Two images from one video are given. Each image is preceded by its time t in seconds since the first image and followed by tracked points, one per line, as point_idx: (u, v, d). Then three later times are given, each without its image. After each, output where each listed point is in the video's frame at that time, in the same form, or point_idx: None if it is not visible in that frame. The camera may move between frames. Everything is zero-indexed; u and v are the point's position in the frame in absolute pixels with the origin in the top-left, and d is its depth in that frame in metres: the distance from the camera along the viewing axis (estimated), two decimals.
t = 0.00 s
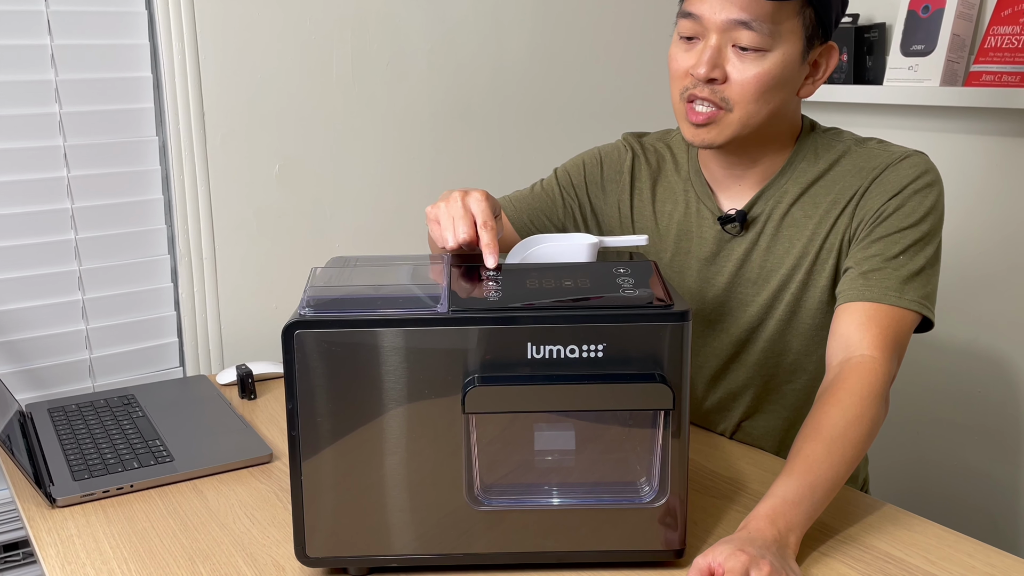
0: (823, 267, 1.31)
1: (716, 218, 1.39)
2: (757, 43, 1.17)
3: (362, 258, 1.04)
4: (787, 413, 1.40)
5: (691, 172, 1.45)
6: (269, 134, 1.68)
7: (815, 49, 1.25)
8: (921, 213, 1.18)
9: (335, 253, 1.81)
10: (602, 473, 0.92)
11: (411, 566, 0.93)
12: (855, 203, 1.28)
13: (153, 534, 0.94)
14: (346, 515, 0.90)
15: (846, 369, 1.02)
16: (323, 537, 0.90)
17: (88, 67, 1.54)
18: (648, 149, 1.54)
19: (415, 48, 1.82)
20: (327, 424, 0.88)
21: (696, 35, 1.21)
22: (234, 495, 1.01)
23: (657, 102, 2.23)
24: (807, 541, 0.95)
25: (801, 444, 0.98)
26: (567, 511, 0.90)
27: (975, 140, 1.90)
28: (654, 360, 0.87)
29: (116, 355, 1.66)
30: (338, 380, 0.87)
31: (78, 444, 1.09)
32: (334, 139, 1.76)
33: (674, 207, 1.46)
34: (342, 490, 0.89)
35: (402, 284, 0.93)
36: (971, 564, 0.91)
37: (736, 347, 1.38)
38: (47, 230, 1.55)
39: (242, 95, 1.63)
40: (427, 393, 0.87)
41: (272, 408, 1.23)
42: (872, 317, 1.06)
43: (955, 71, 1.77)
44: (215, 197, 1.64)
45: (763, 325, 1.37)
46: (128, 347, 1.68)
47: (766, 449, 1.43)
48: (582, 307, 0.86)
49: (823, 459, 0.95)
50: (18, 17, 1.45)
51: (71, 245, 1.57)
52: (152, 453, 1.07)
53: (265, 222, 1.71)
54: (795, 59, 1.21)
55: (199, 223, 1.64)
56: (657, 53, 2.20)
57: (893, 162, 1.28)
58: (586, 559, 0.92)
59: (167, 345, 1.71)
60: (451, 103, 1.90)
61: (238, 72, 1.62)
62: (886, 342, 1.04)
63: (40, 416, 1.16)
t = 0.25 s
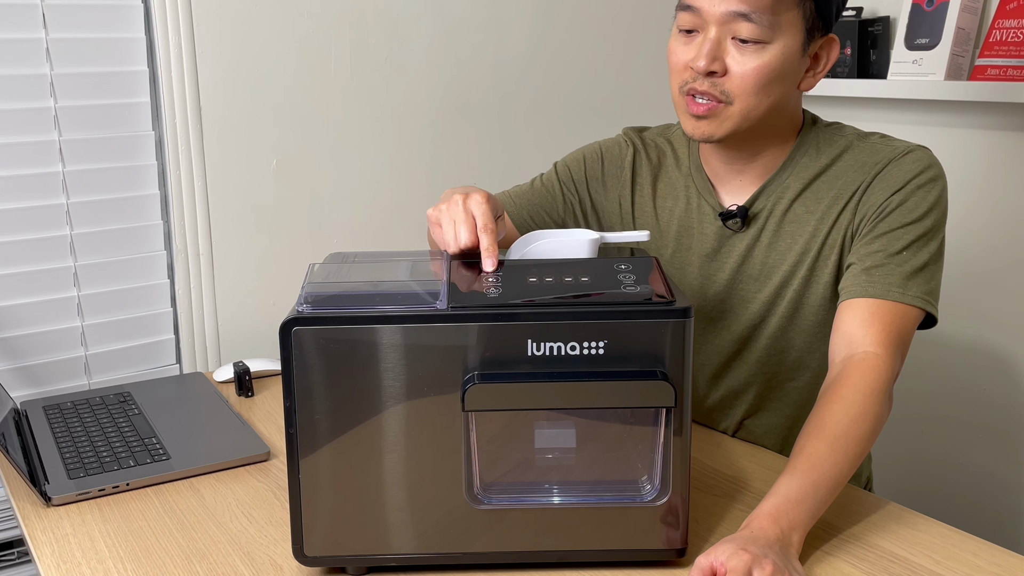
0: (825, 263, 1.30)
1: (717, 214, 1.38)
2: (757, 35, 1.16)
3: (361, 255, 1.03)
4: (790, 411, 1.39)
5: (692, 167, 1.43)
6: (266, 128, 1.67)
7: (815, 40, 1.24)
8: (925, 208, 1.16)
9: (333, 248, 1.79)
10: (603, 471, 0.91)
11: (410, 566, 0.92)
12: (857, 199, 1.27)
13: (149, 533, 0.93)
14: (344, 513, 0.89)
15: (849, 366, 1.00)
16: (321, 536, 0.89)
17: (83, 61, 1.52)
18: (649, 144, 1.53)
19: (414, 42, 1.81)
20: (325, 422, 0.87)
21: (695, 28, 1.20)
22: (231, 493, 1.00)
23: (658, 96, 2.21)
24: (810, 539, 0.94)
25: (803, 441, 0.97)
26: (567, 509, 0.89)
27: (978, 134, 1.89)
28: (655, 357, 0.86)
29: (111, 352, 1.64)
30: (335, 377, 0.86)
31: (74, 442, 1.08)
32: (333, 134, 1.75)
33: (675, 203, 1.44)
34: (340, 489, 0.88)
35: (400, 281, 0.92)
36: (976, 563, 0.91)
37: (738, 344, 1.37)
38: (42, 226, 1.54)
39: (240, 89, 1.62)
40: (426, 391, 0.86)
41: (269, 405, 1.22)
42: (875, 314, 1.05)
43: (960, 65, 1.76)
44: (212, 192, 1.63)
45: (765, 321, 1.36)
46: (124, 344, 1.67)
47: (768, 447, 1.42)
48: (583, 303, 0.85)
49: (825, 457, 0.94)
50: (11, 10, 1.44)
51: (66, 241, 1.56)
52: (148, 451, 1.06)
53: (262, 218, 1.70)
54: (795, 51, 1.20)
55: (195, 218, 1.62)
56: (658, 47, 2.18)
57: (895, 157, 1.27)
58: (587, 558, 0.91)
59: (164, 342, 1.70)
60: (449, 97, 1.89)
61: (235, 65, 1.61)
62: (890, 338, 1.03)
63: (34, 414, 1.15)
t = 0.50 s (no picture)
0: (828, 259, 1.29)
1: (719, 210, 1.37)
2: (757, 26, 1.15)
3: (359, 250, 1.02)
4: (793, 409, 1.38)
5: (693, 162, 1.42)
6: (264, 123, 1.65)
7: (817, 32, 1.23)
8: (929, 204, 1.15)
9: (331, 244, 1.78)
10: (604, 469, 0.90)
11: (409, 566, 0.91)
12: (861, 194, 1.26)
13: (145, 532, 0.92)
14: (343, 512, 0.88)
15: (852, 363, 0.99)
16: (319, 535, 0.88)
17: (78, 55, 1.51)
18: (650, 140, 1.52)
19: (414, 36, 1.80)
20: (323, 420, 0.86)
21: (696, 19, 1.19)
22: (228, 492, 0.99)
23: (658, 91, 2.20)
24: (813, 538, 0.93)
25: (806, 439, 0.96)
26: (568, 508, 0.88)
27: (982, 129, 1.88)
28: (657, 354, 0.85)
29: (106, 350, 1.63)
30: (334, 374, 0.85)
31: (69, 440, 1.07)
32: (332, 129, 1.74)
33: (677, 198, 1.43)
34: (339, 487, 0.87)
35: (399, 277, 0.90)
36: (981, 562, 0.89)
37: (741, 341, 1.36)
38: (37, 221, 1.52)
39: (238, 83, 1.61)
40: (425, 388, 0.85)
41: (266, 403, 1.21)
42: (879, 310, 1.04)
43: (965, 59, 1.75)
44: (209, 188, 1.62)
45: (768, 318, 1.34)
46: (120, 341, 1.66)
47: (771, 445, 1.41)
48: (584, 299, 0.84)
49: (829, 454, 0.93)
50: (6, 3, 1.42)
51: (61, 237, 1.55)
52: (144, 449, 1.05)
53: (259, 214, 1.69)
54: (796, 43, 1.19)
55: (192, 214, 1.61)
56: (659, 42, 2.17)
57: (899, 151, 1.25)
58: (587, 558, 0.90)
59: (160, 339, 1.69)
60: (448, 92, 1.88)
61: (233, 59, 1.59)
62: (894, 335, 1.02)
63: (29, 412, 1.14)
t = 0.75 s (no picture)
0: (831, 255, 1.27)
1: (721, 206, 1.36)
2: (761, 20, 1.14)
3: (358, 246, 1.01)
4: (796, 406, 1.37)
5: (694, 159, 1.41)
6: (261, 117, 1.64)
7: (820, 27, 1.21)
8: (933, 199, 1.14)
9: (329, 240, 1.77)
10: (605, 467, 0.89)
11: (408, 565, 0.90)
12: (864, 189, 1.25)
13: (141, 531, 0.91)
14: (341, 511, 0.87)
15: (856, 361, 0.98)
16: (317, 534, 0.87)
17: (73, 49, 1.50)
18: (648, 137, 1.50)
19: (413, 30, 1.78)
20: (320, 418, 0.84)
21: (698, 14, 1.18)
22: (225, 490, 0.98)
23: (659, 86, 2.18)
24: (816, 537, 0.92)
25: (810, 437, 0.95)
26: (569, 506, 0.87)
27: (987, 124, 1.87)
28: (658, 351, 0.83)
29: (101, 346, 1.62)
30: (332, 371, 0.84)
31: (64, 438, 1.06)
32: (330, 123, 1.72)
33: (678, 195, 1.42)
34: (337, 486, 0.86)
35: (397, 273, 0.89)
36: (986, 561, 0.89)
37: (744, 338, 1.35)
38: (31, 217, 1.51)
39: (235, 78, 1.60)
40: (424, 385, 0.84)
41: (263, 400, 1.20)
42: (882, 307, 1.03)
43: (969, 53, 1.74)
44: (206, 183, 1.61)
45: (771, 314, 1.33)
46: (115, 338, 1.65)
47: (775, 443, 1.39)
48: (585, 296, 0.83)
49: (833, 453, 0.92)
50: None
51: (56, 232, 1.54)
52: (140, 447, 1.04)
53: (257, 209, 1.67)
54: (800, 38, 1.17)
55: (189, 210, 1.60)
56: (660, 36, 2.15)
57: (903, 146, 1.24)
58: (588, 557, 0.89)
59: (155, 336, 1.68)
60: (448, 86, 1.86)
61: (230, 53, 1.58)
62: (898, 332, 1.01)
63: (24, 409, 1.13)
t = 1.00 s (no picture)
0: (833, 251, 1.26)
1: (721, 203, 1.34)
2: (771, 14, 1.13)
3: (356, 241, 0.99)
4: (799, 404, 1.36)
5: (692, 155, 1.40)
6: (258, 111, 1.63)
7: (829, 22, 1.20)
8: (936, 195, 1.13)
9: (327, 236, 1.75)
10: (606, 465, 0.88)
11: (407, 564, 0.89)
12: (866, 184, 1.24)
13: (137, 530, 0.90)
14: (339, 510, 0.86)
15: (859, 358, 0.97)
16: (315, 533, 0.86)
17: (68, 43, 1.48)
18: (641, 139, 1.50)
19: (413, 23, 1.77)
20: (318, 416, 0.83)
21: (707, 5, 1.17)
22: (222, 489, 0.97)
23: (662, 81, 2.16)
24: (819, 536, 0.91)
25: (813, 435, 0.94)
26: (569, 505, 0.86)
27: (991, 118, 1.85)
28: (660, 348, 0.82)
29: (97, 343, 1.61)
30: (330, 369, 0.82)
31: (59, 436, 1.04)
32: (328, 117, 1.71)
33: (674, 194, 1.41)
34: (335, 484, 0.85)
35: (396, 269, 0.88)
36: (992, 560, 0.87)
37: (745, 335, 1.33)
38: (26, 212, 1.50)
39: (232, 71, 1.58)
40: (423, 382, 0.83)
41: (261, 398, 1.19)
42: (886, 304, 1.02)
43: (975, 46, 1.72)
44: (203, 179, 1.59)
45: (773, 311, 1.32)
46: (111, 334, 1.63)
47: (776, 441, 1.38)
48: (586, 292, 0.82)
49: (836, 451, 0.91)
50: None
51: (51, 228, 1.53)
52: (136, 445, 1.03)
53: (255, 204, 1.66)
54: (809, 32, 1.16)
55: (185, 205, 1.59)
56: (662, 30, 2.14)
57: (907, 142, 1.23)
58: (589, 556, 0.88)
59: (152, 333, 1.67)
60: (449, 80, 1.84)
61: (227, 46, 1.57)
62: (902, 329, 1.00)
63: (18, 407, 1.12)
